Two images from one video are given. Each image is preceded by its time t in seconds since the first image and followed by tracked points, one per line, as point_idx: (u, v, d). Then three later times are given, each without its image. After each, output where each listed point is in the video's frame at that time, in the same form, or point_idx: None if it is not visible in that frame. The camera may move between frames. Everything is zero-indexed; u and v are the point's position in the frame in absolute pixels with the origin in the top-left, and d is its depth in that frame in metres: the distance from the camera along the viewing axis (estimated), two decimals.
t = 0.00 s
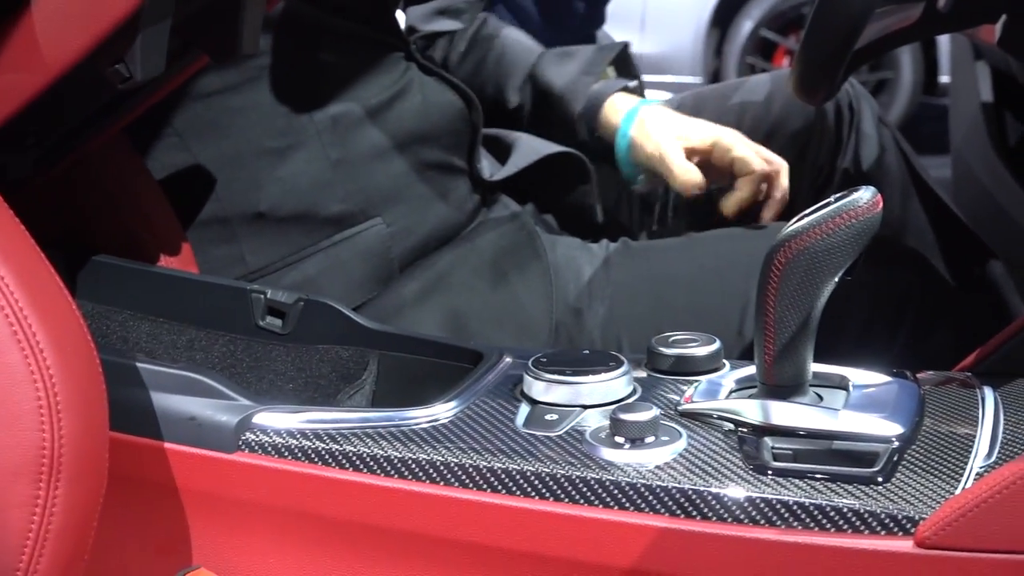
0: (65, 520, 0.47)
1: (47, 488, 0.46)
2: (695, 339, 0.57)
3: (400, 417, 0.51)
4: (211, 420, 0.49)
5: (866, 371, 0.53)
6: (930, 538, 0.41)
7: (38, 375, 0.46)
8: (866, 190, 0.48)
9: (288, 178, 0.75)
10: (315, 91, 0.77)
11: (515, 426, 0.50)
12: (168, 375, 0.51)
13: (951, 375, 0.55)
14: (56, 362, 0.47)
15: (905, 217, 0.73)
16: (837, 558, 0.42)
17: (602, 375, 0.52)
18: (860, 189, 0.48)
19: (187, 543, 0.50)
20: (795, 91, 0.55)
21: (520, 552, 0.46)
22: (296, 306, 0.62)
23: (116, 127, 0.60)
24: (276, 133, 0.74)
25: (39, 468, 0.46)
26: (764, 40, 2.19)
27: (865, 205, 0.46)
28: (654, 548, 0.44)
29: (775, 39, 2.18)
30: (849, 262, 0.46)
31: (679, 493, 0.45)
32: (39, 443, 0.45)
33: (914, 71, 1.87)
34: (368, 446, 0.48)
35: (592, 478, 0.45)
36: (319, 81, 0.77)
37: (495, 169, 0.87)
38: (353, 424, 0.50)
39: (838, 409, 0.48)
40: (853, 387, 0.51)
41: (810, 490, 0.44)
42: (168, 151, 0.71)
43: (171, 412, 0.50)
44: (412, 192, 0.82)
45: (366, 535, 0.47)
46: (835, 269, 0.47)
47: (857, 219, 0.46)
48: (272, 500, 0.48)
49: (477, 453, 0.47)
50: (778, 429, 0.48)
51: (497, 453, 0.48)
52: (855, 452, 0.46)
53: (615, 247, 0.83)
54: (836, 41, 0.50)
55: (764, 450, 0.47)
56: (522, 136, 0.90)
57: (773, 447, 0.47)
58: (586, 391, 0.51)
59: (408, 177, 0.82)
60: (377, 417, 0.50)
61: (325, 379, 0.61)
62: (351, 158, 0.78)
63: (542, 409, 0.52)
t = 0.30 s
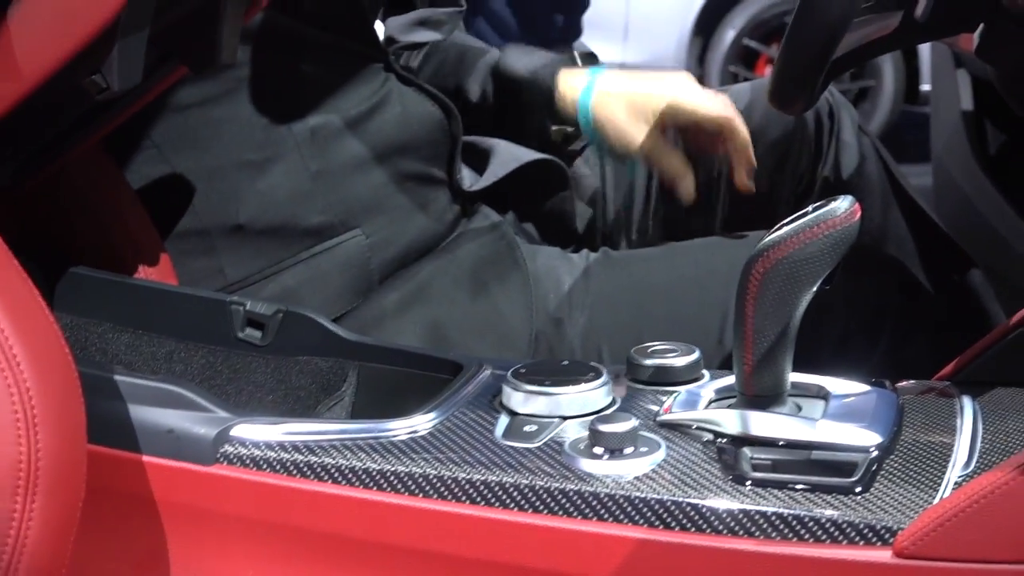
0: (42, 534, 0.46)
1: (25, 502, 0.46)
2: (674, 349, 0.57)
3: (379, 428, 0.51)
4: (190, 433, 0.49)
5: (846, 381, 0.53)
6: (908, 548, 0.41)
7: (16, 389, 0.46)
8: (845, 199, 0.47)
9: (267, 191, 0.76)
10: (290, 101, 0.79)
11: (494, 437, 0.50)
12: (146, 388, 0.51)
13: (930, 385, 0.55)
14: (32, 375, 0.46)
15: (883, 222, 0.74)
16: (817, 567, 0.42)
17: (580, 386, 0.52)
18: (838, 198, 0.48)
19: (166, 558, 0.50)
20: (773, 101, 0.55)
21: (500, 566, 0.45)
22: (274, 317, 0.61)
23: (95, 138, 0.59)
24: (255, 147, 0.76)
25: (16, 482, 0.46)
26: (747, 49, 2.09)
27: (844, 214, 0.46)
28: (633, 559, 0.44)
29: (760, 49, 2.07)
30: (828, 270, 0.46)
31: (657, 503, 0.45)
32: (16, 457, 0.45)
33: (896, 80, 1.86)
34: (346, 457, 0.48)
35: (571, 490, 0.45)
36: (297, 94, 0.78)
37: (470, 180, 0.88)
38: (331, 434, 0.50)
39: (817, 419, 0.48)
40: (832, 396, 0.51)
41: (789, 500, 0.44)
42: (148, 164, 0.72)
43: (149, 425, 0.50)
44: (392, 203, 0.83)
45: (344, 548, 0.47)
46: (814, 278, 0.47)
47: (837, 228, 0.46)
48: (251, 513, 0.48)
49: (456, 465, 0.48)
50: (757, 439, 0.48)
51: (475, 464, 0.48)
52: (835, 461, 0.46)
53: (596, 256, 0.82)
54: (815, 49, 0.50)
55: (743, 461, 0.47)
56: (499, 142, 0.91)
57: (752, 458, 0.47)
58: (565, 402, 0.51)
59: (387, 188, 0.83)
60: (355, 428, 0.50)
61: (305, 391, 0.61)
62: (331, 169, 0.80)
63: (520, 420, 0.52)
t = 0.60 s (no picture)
0: (47, 540, 0.48)
1: (30, 509, 0.47)
2: (658, 366, 0.59)
3: (374, 441, 0.53)
4: (191, 443, 0.51)
5: (824, 399, 0.55)
6: (883, 562, 0.42)
7: (23, 399, 0.47)
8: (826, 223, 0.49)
9: (266, 214, 0.90)
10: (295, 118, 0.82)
11: (484, 449, 0.52)
12: (149, 400, 0.53)
13: (906, 404, 0.58)
14: (40, 386, 0.48)
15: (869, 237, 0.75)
16: None
17: (569, 402, 0.54)
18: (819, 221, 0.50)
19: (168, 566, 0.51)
20: (757, 125, 0.57)
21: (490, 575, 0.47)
22: (274, 334, 0.63)
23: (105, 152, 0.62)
24: (248, 176, 0.89)
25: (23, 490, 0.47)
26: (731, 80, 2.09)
27: (823, 237, 0.48)
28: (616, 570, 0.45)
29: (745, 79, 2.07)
30: (806, 293, 0.48)
31: (640, 514, 0.46)
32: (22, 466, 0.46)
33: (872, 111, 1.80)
34: (343, 469, 0.50)
35: (558, 502, 0.47)
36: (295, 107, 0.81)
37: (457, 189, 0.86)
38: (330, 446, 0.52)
39: (794, 434, 0.51)
40: (810, 414, 0.53)
41: (768, 514, 0.46)
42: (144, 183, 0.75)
43: (152, 436, 0.51)
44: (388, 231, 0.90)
45: (337, 554, 0.49)
46: (792, 300, 0.48)
47: (818, 250, 0.47)
48: (248, 520, 0.50)
49: (447, 477, 0.49)
50: (737, 455, 0.50)
51: (466, 476, 0.50)
52: (811, 477, 0.48)
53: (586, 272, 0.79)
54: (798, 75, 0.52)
55: (724, 476, 0.49)
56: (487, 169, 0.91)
57: (733, 472, 0.49)
58: (553, 417, 0.53)
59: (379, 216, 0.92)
60: (351, 441, 0.52)
61: (302, 404, 0.63)
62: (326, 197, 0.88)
63: (510, 434, 0.54)
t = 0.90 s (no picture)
0: (73, 521, 0.55)
1: (59, 493, 0.54)
2: (615, 360, 0.66)
3: (364, 429, 0.59)
4: (201, 433, 0.57)
5: (761, 388, 0.63)
6: (816, 531, 0.49)
7: (51, 396, 0.54)
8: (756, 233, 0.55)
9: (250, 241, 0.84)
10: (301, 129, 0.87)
11: (462, 436, 0.59)
12: (163, 395, 0.60)
13: (835, 391, 0.64)
14: (66, 384, 0.54)
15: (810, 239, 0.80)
16: (738, 545, 0.50)
17: (537, 392, 0.61)
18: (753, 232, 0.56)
19: (183, 544, 0.57)
20: (699, 146, 0.64)
21: (469, 544, 0.53)
22: (276, 333, 0.70)
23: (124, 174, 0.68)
24: (231, 209, 0.83)
25: (51, 476, 0.54)
26: (679, 106, 2.38)
27: (757, 245, 0.54)
28: (581, 541, 0.52)
29: (690, 106, 2.37)
30: (743, 294, 0.55)
31: (601, 491, 0.53)
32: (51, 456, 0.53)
33: (805, 132, 1.92)
34: (335, 453, 0.56)
35: (527, 480, 0.54)
36: (292, 122, 0.87)
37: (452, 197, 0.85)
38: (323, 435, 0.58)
39: (735, 419, 0.58)
40: (749, 400, 0.60)
41: (711, 488, 0.53)
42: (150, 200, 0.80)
43: (167, 426, 0.58)
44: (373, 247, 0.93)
45: (335, 529, 0.55)
46: (732, 301, 0.55)
47: (753, 257, 0.54)
48: (254, 502, 0.56)
49: (430, 460, 0.56)
50: (684, 437, 0.57)
51: (446, 460, 0.56)
52: (751, 456, 0.55)
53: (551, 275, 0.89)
54: (736, 101, 0.60)
55: (673, 455, 0.56)
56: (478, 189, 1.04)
57: (681, 452, 0.56)
58: (523, 405, 0.60)
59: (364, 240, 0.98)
60: (343, 429, 0.59)
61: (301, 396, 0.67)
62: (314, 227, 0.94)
63: (484, 421, 0.60)
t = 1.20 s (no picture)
0: (130, 493, 0.64)
1: (116, 468, 0.63)
2: (593, 354, 0.76)
3: (380, 414, 0.69)
4: (242, 416, 0.67)
5: (718, 377, 0.73)
6: (763, 501, 0.59)
7: (111, 386, 0.63)
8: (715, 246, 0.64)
9: (264, 258, 0.99)
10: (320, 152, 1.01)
11: (463, 420, 0.69)
12: (207, 384, 0.69)
13: (781, 380, 0.75)
14: (124, 376, 0.64)
15: (761, 247, 0.97)
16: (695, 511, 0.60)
17: (527, 381, 0.70)
18: (712, 244, 0.65)
19: (224, 511, 0.67)
20: (667, 171, 0.76)
21: (469, 512, 0.63)
22: (305, 331, 0.82)
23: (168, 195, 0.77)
24: (256, 230, 0.98)
25: (111, 455, 0.63)
26: (651, 138, 2.85)
27: (714, 256, 0.63)
28: (565, 507, 0.62)
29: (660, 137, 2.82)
30: (704, 297, 0.64)
31: (581, 467, 0.63)
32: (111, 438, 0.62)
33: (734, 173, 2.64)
34: (354, 435, 0.66)
35: (518, 458, 0.64)
36: (318, 154, 1.01)
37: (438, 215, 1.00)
38: (343, 421, 0.68)
39: (696, 404, 0.68)
40: (708, 389, 0.70)
41: (675, 464, 0.63)
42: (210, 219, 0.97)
43: (212, 410, 0.68)
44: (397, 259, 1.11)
45: (356, 499, 0.65)
46: (694, 302, 0.64)
47: (709, 268, 0.62)
48: (287, 477, 0.65)
49: (437, 440, 0.66)
50: (653, 420, 0.67)
51: (450, 441, 0.66)
52: (710, 436, 0.65)
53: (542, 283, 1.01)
54: (694, 134, 0.72)
55: (643, 436, 0.66)
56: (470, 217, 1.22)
57: (650, 433, 0.66)
58: (514, 393, 0.70)
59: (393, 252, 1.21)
60: (363, 414, 0.69)
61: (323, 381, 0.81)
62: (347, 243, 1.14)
63: (482, 407, 0.70)
